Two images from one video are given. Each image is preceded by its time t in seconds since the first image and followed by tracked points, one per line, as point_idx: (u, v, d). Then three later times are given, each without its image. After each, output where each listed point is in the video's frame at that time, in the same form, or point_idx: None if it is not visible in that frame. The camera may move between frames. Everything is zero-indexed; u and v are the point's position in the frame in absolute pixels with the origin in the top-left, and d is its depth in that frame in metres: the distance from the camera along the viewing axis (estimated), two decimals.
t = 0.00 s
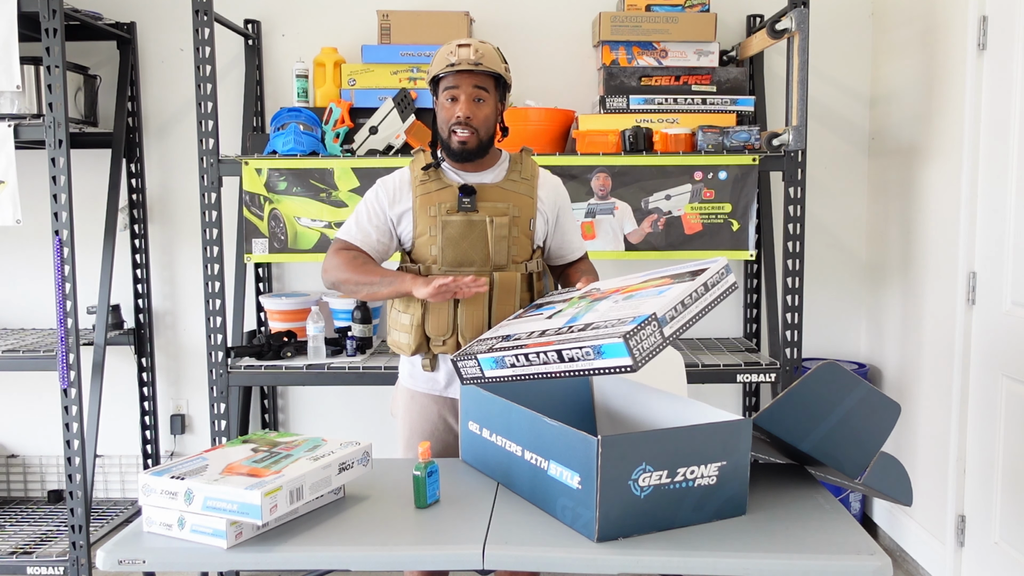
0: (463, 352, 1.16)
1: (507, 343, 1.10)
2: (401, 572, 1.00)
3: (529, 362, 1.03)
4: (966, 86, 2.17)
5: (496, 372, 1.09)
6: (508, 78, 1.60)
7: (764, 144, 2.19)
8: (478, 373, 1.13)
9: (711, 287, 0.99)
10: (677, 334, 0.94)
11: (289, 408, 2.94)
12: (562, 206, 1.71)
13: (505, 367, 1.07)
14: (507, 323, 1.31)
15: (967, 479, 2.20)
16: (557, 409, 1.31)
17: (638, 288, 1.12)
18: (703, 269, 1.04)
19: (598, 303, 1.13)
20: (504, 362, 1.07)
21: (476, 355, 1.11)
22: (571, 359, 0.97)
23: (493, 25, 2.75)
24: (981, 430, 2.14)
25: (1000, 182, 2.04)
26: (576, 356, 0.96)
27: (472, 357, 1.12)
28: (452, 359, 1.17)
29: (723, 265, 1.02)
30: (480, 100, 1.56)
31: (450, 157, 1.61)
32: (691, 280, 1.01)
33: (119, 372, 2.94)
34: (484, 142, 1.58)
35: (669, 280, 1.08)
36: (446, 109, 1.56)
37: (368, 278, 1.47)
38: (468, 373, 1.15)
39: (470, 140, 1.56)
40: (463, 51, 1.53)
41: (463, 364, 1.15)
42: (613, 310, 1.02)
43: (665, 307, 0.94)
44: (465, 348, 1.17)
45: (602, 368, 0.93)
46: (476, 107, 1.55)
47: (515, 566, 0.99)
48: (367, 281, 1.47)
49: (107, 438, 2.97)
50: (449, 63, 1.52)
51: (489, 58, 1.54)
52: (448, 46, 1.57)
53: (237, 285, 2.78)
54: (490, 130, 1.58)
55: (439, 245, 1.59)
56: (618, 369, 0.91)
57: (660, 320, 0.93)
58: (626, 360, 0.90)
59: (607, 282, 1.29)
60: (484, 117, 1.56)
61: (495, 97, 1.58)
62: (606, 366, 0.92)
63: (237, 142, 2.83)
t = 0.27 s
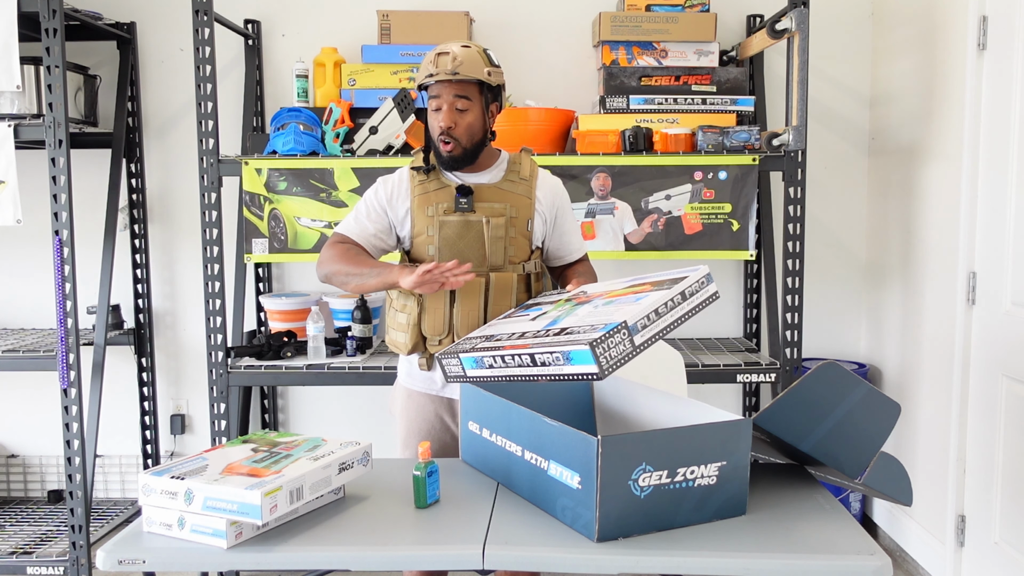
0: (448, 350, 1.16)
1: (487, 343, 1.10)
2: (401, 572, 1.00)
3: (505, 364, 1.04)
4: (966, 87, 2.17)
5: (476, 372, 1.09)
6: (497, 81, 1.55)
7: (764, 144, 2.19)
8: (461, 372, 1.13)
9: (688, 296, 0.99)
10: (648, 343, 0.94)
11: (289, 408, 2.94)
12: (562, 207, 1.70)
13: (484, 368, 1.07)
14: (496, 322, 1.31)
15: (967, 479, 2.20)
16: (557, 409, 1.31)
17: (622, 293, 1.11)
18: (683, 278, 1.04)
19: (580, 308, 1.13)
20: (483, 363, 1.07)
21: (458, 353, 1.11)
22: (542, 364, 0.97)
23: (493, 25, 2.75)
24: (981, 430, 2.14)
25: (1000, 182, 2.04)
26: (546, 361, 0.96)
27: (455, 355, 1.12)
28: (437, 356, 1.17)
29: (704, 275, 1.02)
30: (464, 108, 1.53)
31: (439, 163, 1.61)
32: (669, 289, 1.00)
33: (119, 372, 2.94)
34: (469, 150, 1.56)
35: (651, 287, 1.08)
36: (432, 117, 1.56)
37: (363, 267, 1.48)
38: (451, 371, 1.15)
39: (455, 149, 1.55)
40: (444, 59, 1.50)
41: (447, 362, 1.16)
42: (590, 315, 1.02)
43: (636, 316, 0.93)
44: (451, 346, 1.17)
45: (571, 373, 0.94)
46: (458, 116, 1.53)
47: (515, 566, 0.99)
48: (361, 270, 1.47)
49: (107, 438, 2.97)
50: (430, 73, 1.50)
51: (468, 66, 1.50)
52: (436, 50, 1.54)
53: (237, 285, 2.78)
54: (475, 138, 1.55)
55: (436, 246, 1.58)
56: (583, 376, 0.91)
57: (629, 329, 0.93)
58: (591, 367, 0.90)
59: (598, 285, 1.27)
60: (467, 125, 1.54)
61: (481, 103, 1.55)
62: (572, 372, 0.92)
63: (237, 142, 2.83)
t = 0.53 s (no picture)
0: (447, 353, 1.16)
1: (486, 348, 1.10)
2: (401, 572, 1.00)
3: (504, 371, 1.04)
4: (966, 87, 2.17)
5: (474, 376, 1.10)
6: (489, 84, 1.54)
7: (765, 144, 2.19)
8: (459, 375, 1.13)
9: (686, 305, 0.98)
10: (647, 353, 0.94)
11: (289, 408, 2.94)
12: (558, 207, 1.70)
13: (483, 373, 1.07)
14: (494, 324, 1.30)
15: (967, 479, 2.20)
16: (557, 408, 1.31)
17: (620, 298, 1.11)
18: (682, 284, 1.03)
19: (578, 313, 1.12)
20: (482, 368, 1.07)
21: (456, 358, 1.11)
22: (541, 373, 0.97)
23: (493, 25, 2.75)
24: (981, 430, 2.14)
25: (1000, 182, 2.04)
26: (545, 370, 0.96)
27: (453, 360, 1.12)
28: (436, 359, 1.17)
29: (701, 282, 1.01)
30: (458, 112, 1.52)
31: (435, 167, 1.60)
32: (667, 296, 1.00)
33: (119, 371, 2.94)
34: (466, 154, 1.56)
35: (649, 292, 1.07)
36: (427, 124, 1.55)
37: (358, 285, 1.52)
38: (450, 375, 1.15)
39: (452, 155, 1.54)
40: (434, 66, 1.48)
41: (445, 366, 1.16)
42: (588, 322, 1.02)
43: (635, 325, 0.93)
44: (449, 349, 1.17)
45: (570, 383, 0.94)
46: (453, 121, 1.52)
47: (515, 566, 0.99)
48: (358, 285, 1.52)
49: (108, 438, 2.97)
50: (422, 81, 1.49)
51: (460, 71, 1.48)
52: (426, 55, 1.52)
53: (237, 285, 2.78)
54: (472, 142, 1.55)
55: (433, 247, 1.59)
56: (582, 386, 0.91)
57: (628, 339, 0.92)
58: (589, 378, 0.90)
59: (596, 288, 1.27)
60: (463, 130, 1.53)
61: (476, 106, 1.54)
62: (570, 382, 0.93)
63: (237, 142, 2.83)
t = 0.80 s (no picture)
0: (456, 347, 1.14)
1: (499, 340, 1.09)
2: (401, 572, 1.00)
3: (521, 360, 1.03)
4: (966, 87, 2.17)
5: (488, 368, 1.08)
6: (495, 80, 1.55)
7: (764, 144, 2.19)
8: (470, 369, 1.11)
9: (706, 292, 0.99)
10: (672, 336, 0.94)
11: (289, 408, 2.94)
12: (558, 206, 1.71)
13: (497, 364, 1.06)
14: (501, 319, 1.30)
15: (967, 479, 2.20)
16: (557, 409, 1.31)
17: (635, 290, 1.11)
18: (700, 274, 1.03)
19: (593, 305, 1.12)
20: (497, 359, 1.06)
21: (468, 350, 1.10)
22: (565, 359, 0.96)
23: (493, 25, 2.75)
24: (981, 430, 2.14)
25: (1000, 181, 2.04)
26: (570, 355, 0.96)
27: (464, 353, 1.10)
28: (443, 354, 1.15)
29: (720, 271, 1.02)
30: (466, 107, 1.53)
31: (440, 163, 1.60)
32: (688, 283, 1.00)
33: (119, 372, 2.94)
34: (473, 150, 1.56)
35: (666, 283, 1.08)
36: (434, 119, 1.54)
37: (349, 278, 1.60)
38: (459, 369, 1.13)
39: (461, 150, 1.54)
40: (444, 60, 1.48)
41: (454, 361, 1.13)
42: (610, 310, 1.02)
43: (662, 309, 0.93)
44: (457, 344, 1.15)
45: (597, 367, 0.93)
46: (462, 116, 1.52)
47: (515, 566, 0.99)
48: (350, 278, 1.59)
49: (108, 438, 2.97)
50: (431, 76, 1.48)
51: (470, 66, 1.49)
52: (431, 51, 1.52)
53: (237, 285, 2.78)
54: (479, 137, 1.56)
55: (435, 246, 1.60)
56: (611, 369, 0.91)
57: (656, 322, 0.92)
58: (619, 360, 0.90)
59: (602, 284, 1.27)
60: (472, 125, 1.53)
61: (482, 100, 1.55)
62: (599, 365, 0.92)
63: (237, 142, 2.83)
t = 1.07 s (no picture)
0: (463, 315, 1.16)
1: (510, 307, 1.09)
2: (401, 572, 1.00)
3: (530, 324, 1.02)
4: (966, 87, 2.17)
5: (492, 333, 1.08)
6: (501, 79, 1.60)
7: (765, 144, 2.19)
8: (473, 335, 1.12)
9: (723, 275, 1.00)
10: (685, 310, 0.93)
11: (289, 408, 2.94)
12: (559, 206, 1.71)
13: (504, 328, 1.06)
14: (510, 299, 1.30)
15: (967, 479, 2.20)
16: (556, 409, 1.31)
17: (651, 272, 1.11)
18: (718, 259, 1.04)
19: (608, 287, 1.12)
20: (505, 323, 1.06)
21: (475, 315, 1.11)
22: (576, 321, 0.96)
23: (493, 25, 2.75)
24: (981, 430, 2.14)
25: (1000, 181, 2.04)
26: (581, 317, 0.95)
27: (471, 317, 1.12)
28: (448, 321, 1.17)
29: (738, 257, 1.02)
30: (476, 102, 1.56)
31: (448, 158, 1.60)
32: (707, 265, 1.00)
33: (119, 371, 2.94)
34: (483, 144, 1.57)
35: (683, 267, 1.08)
36: (444, 114, 1.55)
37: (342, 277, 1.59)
38: (463, 335, 1.14)
39: (471, 145, 1.56)
40: (456, 54, 1.52)
41: (460, 327, 1.15)
42: (625, 283, 1.01)
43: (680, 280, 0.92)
44: (464, 312, 1.17)
45: (608, 330, 0.92)
46: (474, 111, 1.55)
47: (514, 566, 0.99)
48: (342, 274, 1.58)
49: (108, 438, 2.97)
50: (443, 69, 1.51)
51: (482, 60, 1.53)
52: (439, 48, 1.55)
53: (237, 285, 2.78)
54: (488, 132, 1.58)
55: (436, 246, 1.60)
56: (622, 331, 0.89)
57: (672, 291, 0.91)
58: (632, 323, 0.88)
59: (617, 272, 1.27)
60: (482, 119, 1.56)
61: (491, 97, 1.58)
62: (609, 327, 0.91)
63: (237, 142, 2.83)
